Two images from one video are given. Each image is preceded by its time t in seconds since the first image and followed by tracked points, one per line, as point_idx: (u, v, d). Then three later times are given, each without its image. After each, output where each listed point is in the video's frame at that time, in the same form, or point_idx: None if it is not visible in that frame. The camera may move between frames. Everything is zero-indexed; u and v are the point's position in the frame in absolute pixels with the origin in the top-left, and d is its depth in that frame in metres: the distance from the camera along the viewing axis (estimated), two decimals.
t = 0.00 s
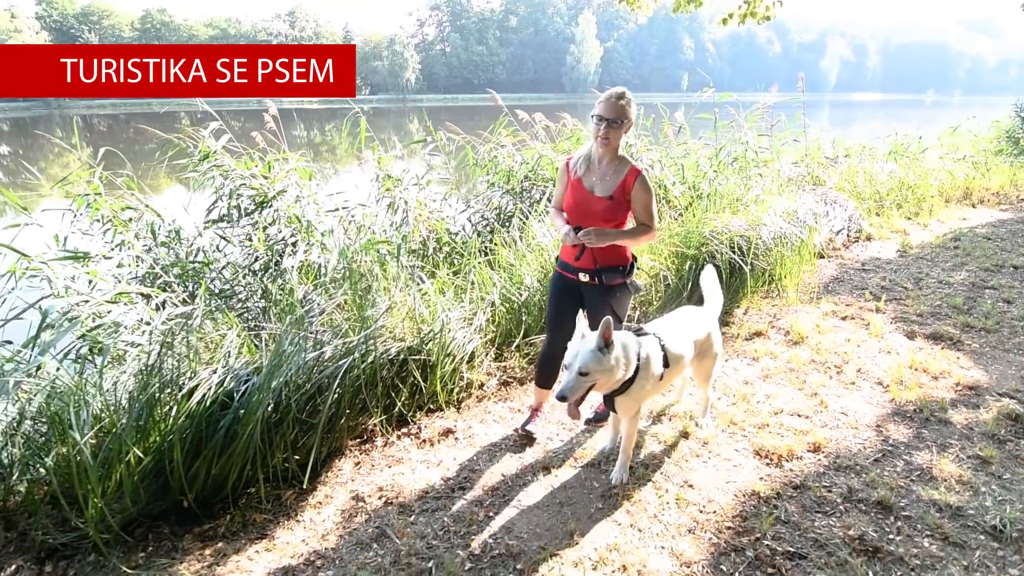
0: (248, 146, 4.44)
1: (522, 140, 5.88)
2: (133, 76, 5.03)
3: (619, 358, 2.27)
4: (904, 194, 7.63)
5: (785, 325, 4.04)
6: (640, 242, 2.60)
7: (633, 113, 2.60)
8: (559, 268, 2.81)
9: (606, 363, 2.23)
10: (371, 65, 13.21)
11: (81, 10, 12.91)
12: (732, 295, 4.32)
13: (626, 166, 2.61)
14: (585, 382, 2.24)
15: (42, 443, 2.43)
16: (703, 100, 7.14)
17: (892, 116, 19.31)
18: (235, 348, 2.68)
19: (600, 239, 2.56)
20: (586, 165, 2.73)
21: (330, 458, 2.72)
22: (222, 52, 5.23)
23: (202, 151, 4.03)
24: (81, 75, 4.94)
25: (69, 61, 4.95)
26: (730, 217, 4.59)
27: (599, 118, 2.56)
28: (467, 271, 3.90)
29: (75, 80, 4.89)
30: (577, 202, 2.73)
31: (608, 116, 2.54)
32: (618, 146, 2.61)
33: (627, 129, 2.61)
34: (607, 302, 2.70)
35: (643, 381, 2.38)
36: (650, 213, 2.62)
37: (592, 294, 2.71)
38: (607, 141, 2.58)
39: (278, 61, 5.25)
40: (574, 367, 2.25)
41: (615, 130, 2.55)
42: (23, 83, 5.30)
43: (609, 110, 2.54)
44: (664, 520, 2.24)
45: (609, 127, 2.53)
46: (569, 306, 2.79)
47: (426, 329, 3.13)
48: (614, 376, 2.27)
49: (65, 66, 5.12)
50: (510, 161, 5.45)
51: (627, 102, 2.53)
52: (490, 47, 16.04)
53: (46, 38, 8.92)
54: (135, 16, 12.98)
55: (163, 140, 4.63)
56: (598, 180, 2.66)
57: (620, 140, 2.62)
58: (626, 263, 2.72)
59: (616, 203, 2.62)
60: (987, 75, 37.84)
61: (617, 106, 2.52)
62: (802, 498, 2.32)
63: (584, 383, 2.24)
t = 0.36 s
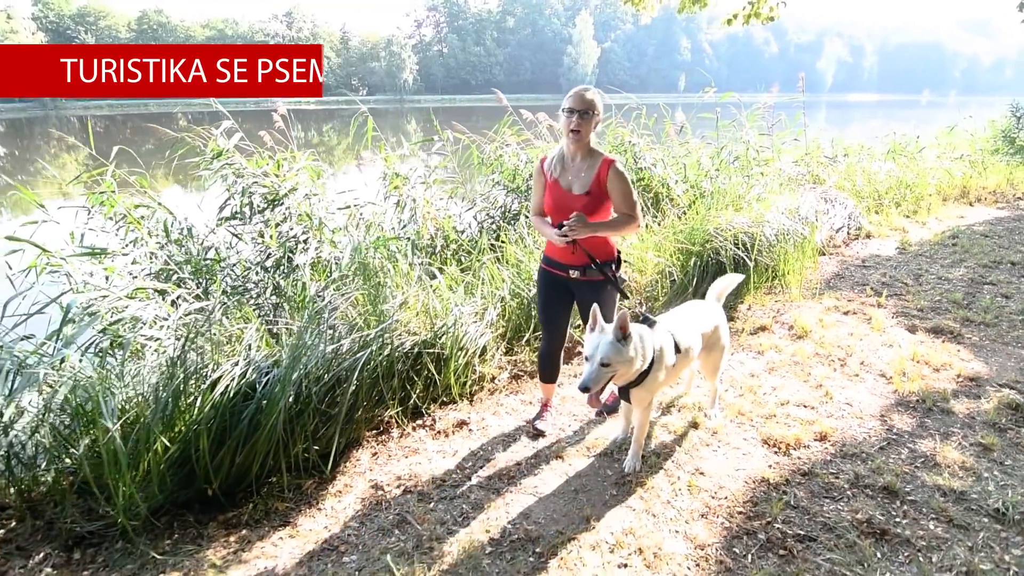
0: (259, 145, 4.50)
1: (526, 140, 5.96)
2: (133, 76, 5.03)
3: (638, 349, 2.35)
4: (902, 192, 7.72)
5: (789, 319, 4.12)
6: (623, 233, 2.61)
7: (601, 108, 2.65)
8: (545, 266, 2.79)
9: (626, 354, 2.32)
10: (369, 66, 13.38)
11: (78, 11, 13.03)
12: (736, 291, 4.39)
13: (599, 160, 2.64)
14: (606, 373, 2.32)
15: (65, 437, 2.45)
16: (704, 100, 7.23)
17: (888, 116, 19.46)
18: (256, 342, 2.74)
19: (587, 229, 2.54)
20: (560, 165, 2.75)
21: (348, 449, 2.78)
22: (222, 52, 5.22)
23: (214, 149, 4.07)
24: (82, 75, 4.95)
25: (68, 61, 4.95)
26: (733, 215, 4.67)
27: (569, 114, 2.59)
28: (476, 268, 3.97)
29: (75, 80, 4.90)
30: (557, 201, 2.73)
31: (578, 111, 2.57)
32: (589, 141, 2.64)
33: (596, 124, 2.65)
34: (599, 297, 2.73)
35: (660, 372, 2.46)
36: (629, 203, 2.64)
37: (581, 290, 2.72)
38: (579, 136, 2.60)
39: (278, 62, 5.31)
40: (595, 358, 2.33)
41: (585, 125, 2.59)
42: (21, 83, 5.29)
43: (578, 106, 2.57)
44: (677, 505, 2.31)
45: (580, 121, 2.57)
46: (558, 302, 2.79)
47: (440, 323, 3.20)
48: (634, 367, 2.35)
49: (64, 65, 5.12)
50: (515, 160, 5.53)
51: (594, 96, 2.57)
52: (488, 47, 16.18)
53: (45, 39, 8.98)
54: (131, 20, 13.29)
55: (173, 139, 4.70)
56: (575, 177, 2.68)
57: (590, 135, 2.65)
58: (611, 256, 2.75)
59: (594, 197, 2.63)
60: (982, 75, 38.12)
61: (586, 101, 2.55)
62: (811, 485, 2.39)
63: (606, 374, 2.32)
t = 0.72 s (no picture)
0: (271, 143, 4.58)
1: (531, 139, 6.05)
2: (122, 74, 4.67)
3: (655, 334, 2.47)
4: (900, 190, 7.84)
5: (792, 314, 4.22)
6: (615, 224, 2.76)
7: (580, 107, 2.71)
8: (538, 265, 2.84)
9: (646, 340, 2.42)
10: (367, 66, 13.54)
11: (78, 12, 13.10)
12: (740, 286, 4.49)
13: (586, 156, 2.74)
14: (629, 360, 2.42)
15: (95, 426, 2.52)
16: (706, 100, 7.34)
17: (885, 116, 19.59)
18: (280, 333, 2.82)
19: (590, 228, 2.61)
20: (546, 164, 2.77)
21: (368, 438, 2.87)
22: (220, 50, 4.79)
23: (229, 147, 4.20)
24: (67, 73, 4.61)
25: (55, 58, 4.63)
26: (737, 212, 4.77)
27: (556, 117, 2.61)
28: (487, 264, 4.05)
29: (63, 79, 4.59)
30: (548, 201, 2.76)
31: (563, 113, 2.60)
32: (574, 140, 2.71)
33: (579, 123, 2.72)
34: (595, 293, 2.81)
35: (675, 359, 2.56)
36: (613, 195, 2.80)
37: (578, 284, 2.79)
38: (567, 137, 2.65)
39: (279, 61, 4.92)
40: (618, 347, 2.41)
41: (572, 126, 2.64)
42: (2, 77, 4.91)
43: (563, 108, 2.60)
44: (689, 489, 2.40)
45: (567, 123, 2.61)
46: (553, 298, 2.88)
47: (455, 316, 3.29)
48: (651, 353, 2.45)
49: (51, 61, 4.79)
50: (521, 158, 5.61)
51: (578, 97, 2.62)
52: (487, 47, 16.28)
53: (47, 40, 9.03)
54: (130, 20, 13.31)
55: (187, 137, 4.78)
56: (566, 174, 2.72)
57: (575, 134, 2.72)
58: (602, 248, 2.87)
59: (587, 192, 2.74)
60: (978, 76, 38.40)
61: (571, 102, 2.60)
62: (817, 469, 2.49)
63: (628, 361, 2.41)
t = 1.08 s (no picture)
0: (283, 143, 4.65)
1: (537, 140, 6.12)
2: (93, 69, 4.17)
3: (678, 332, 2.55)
4: (900, 190, 7.93)
5: (797, 311, 4.30)
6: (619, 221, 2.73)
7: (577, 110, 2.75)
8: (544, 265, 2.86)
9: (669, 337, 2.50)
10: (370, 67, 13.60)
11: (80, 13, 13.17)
12: (746, 283, 4.56)
13: (587, 156, 2.75)
14: (653, 355, 2.49)
15: (120, 422, 2.55)
16: (709, 101, 7.43)
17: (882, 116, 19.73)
18: (302, 330, 2.88)
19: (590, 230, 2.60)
20: (548, 169, 2.83)
21: (388, 432, 2.93)
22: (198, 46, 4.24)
23: (243, 148, 4.29)
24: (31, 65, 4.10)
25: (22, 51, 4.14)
26: (742, 212, 4.85)
27: (549, 124, 2.67)
28: (498, 262, 4.13)
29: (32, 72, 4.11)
30: (551, 204, 2.80)
31: (557, 120, 2.65)
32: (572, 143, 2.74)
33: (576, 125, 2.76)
34: (593, 290, 2.71)
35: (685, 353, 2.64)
36: (619, 191, 2.77)
37: (581, 282, 2.73)
38: (564, 141, 2.68)
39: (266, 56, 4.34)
40: (642, 343, 2.48)
41: (567, 130, 2.68)
42: None
43: (557, 114, 2.66)
44: (703, 480, 2.47)
45: (562, 128, 2.65)
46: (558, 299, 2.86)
47: (469, 313, 3.36)
48: (670, 348, 2.53)
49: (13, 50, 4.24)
50: (528, 158, 5.68)
51: (571, 102, 2.67)
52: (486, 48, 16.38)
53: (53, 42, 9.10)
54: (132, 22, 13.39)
55: (199, 138, 4.84)
56: (567, 176, 2.75)
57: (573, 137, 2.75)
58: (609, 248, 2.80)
59: (588, 191, 2.73)
60: (974, 75, 38.61)
61: (563, 108, 2.65)
62: (826, 461, 2.56)
63: (652, 356, 2.49)
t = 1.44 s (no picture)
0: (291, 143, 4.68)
1: (540, 139, 6.16)
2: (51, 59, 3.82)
3: (633, 356, 2.45)
4: (898, 188, 8.01)
5: (800, 307, 4.36)
6: (620, 224, 2.66)
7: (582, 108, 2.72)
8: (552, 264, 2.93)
9: (621, 362, 2.43)
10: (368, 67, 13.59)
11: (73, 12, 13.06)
12: (750, 280, 4.62)
13: (590, 154, 2.72)
14: (602, 381, 2.45)
15: (139, 419, 2.54)
16: (710, 100, 7.49)
17: (879, 115, 19.81)
18: (317, 325, 2.91)
19: (586, 231, 2.61)
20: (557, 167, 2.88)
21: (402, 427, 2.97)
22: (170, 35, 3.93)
23: (254, 147, 4.33)
24: None
25: None
26: (745, 210, 4.91)
27: (552, 122, 2.68)
28: (505, 261, 4.16)
29: None
30: (558, 203, 2.87)
31: (559, 118, 2.66)
32: (577, 141, 2.74)
33: (581, 123, 2.74)
34: (593, 288, 2.73)
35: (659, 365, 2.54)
36: (623, 192, 2.68)
37: (579, 282, 2.76)
38: (566, 140, 2.70)
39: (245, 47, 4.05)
40: (590, 369, 2.45)
41: (570, 129, 2.69)
42: None
43: (559, 113, 2.66)
44: (715, 472, 2.52)
45: (563, 127, 2.66)
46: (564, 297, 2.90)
47: (480, 310, 3.40)
48: (629, 370, 2.45)
49: None
50: (532, 157, 5.71)
51: (572, 100, 2.65)
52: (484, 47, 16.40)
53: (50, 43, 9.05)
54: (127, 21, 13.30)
55: (204, 137, 4.86)
56: (571, 175, 2.78)
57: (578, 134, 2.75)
58: (614, 249, 2.78)
59: (589, 191, 2.71)
60: (966, 75, 38.93)
61: (564, 107, 2.64)
62: (835, 453, 2.62)
63: (601, 383, 2.44)
